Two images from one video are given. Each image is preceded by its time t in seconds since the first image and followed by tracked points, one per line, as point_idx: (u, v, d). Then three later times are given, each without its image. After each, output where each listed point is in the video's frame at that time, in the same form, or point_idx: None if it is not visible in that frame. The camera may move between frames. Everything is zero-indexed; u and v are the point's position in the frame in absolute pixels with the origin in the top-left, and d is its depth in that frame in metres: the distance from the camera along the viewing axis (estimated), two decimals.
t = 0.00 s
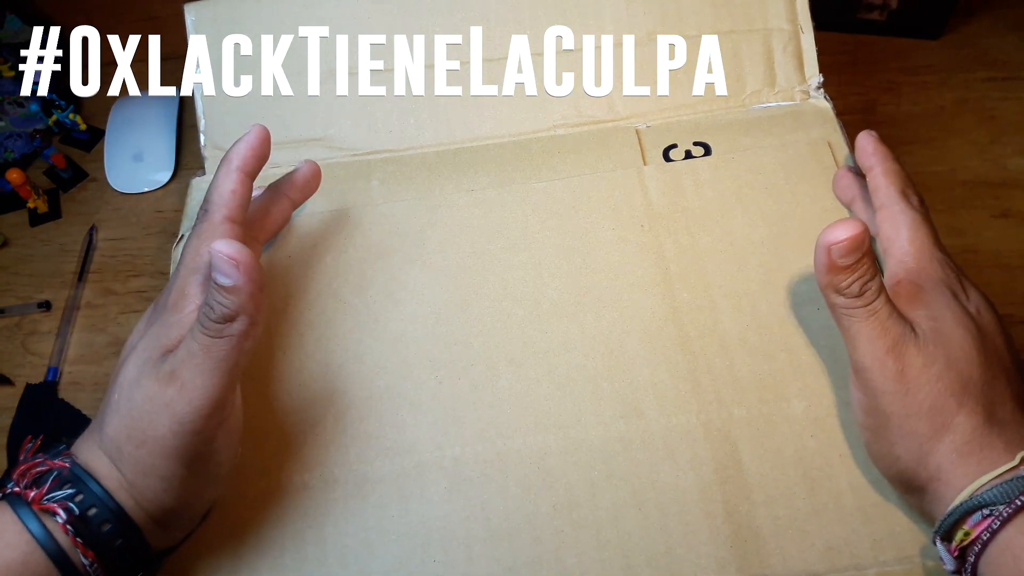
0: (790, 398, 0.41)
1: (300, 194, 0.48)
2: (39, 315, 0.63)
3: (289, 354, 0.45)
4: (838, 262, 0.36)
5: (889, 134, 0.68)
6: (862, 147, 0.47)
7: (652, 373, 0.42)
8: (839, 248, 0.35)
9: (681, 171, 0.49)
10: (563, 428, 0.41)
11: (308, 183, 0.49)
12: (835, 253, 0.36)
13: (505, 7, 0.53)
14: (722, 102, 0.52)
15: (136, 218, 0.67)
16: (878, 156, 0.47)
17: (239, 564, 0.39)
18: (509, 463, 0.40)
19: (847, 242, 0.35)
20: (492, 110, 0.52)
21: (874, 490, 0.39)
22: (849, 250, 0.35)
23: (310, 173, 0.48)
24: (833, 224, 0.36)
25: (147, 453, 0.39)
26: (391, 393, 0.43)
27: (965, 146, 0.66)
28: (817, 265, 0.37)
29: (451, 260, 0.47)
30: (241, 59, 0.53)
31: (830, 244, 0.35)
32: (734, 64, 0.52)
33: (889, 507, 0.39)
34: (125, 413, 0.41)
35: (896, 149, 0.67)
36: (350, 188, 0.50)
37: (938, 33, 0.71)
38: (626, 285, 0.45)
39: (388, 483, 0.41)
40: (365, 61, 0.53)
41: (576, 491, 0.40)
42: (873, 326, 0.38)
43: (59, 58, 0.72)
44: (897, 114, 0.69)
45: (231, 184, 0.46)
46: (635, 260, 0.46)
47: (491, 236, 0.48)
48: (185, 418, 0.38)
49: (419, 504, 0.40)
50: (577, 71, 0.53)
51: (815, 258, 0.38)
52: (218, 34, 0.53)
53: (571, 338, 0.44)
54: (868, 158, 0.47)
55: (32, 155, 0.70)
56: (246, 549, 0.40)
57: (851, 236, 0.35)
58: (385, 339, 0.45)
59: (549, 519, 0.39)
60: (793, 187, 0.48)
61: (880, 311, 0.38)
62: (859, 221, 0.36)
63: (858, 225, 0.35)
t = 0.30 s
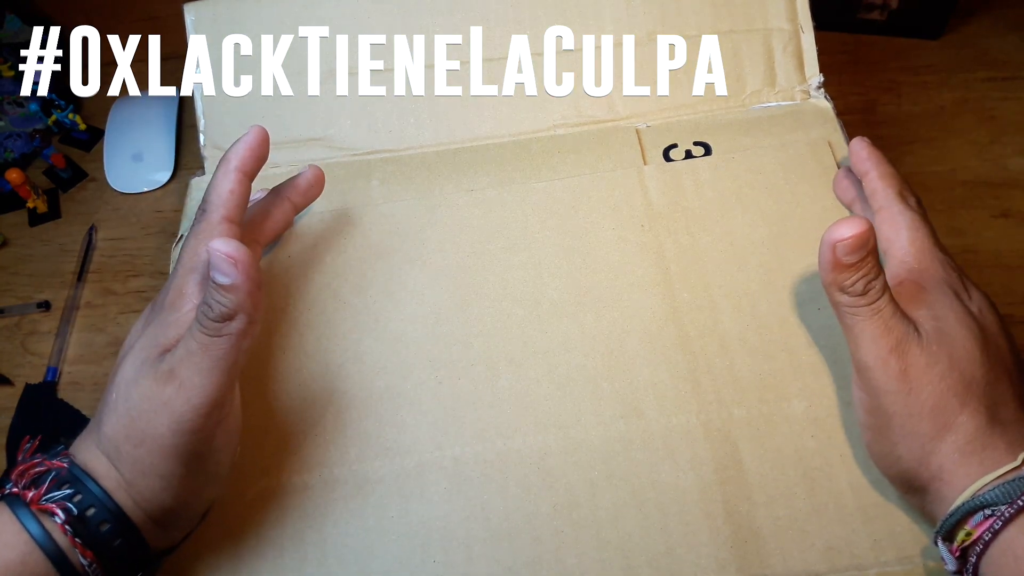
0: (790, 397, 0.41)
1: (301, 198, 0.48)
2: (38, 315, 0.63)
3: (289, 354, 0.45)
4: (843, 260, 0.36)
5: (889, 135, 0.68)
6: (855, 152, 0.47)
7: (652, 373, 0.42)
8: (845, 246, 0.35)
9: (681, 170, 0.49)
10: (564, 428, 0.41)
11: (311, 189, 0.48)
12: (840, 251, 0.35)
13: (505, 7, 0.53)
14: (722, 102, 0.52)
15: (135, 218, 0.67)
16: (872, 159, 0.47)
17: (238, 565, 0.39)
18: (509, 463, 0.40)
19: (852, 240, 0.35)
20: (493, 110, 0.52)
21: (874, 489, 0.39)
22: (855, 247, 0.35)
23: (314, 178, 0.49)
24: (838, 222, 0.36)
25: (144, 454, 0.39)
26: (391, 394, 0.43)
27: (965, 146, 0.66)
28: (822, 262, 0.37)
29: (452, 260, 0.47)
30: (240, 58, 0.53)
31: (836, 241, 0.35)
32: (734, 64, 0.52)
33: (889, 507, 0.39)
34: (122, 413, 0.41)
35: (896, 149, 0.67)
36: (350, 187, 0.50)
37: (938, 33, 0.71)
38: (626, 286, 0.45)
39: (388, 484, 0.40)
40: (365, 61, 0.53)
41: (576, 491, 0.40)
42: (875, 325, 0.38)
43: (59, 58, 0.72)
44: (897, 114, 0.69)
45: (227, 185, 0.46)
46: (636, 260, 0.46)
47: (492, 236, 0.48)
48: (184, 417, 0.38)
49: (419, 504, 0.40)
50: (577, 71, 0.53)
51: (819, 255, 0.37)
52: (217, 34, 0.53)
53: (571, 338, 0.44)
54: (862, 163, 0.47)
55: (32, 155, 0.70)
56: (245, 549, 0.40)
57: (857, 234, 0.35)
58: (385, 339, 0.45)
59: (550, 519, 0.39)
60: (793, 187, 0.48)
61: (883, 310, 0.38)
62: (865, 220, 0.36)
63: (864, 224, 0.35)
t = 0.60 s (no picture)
0: (790, 397, 0.41)
1: (301, 199, 0.48)
2: (38, 315, 0.63)
3: (289, 354, 0.45)
4: (861, 260, 0.35)
5: (889, 135, 0.68)
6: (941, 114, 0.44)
7: (652, 373, 0.42)
8: (864, 247, 0.34)
9: (681, 170, 0.49)
10: (563, 428, 0.41)
11: (310, 188, 0.48)
12: (859, 252, 0.35)
13: (505, 7, 0.53)
14: (722, 102, 0.52)
15: (135, 218, 0.67)
16: (952, 130, 0.44)
17: (238, 565, 0.39)
18: (509, 463, 0.40)
19: (872, 241, 0.34)
20: (493, 110, 0.52)
21: (874, 489, 0.39)
22: (874, 249, 0.34)
23: (313, 179, 0.48)
24: (858, 223, 0.35)
25: (144, 454, 0.39)
26: (390, 394, 0.43)
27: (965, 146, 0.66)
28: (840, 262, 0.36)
29: (452, 260, 0.47)
30: (240, 58, 0.53)
31: (855, 242, 0.35)
32: (734, 64, 0.52)
33: (889, 508, 0.39)
34: (121, 413, 0.41)
35: (896, 149, 0.67)
36: (350, 188, 0.50)
37: (938, 33, 0.71)
38: (626, 286, 0.45)
39: (388, 484, 0.40)
40: (366, 61, 0.53)
41: (576, 491, 0.40)
42: (891, 328, 0.38)
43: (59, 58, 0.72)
44: (897, 114, 0.69)
45: (226, 185, 0.46)
46: (636, 260, 0.46)
47: (492, 236, 0.48)
48: (183, 417, 0.38)
49: (419, 504, 0.40)
50: (577, 71, 0.53)
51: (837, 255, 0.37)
52: (217, 35, 0.53)
53: (571, 338, 0.44)
54: (941, 130, 0.44)
55: (31, 155, 0.70)
56: (245, 548, 0.40)
57: (878, 235, 0.34)
58: (385, 339, 0.45)
59: (550, 519, 0.39)
60: (793, 187, 0.48)
61: (898, 314, 0.37)
62: (885, 219, 0.35)
63: (885, 224, 0.35)
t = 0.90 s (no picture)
0: (790, 397, 0.41)
1: (301, 199, 0.48)
2: (38, 315, 0.63)
3: (290, 353, 0.45)
4: (861, 258, 0.35)
5: (889, 134, 0.68)
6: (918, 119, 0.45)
7: (653, 372, 0.42)
8: (864, 244, 0.35)
9: (682, 170, 0.49)
10: (564, 428, 0.41)
11: (310, 189, 0.48)
12: (859, 249, 0.35)
13: (505, 7, 0.53)
14: (722, 102, 0.52)
15: (135, 218, 0.67)
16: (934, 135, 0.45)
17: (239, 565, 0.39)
18: (510, 463, 0.40)
19: (872, 238, 0.34)
20: (493, 110, 0.52)
21: (874, 489, 0.39)
22: (873, 246, 0.34)
23: (314, 180, 0.48)
24: (857, 221, 0.35)
25: (146, 453, 0.39)
26: (390, 394, 0.43)
27: (965, 146, 0.66)
28: (840, 260, 0.37)
29: (453, 260, 0.47)
30: (241, 58, 0.53)
31: (856, 239, 0.35)
32: (734, 64, 0.52)
33: (889, 508, 0.39)
34: (123, 412, 0.40)
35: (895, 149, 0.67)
36: (350, 187, 0.50)
37: (938, 33, 0.71)
38: (627, 286, 0.45)
39: (388, 484, 0.40)
40: (366, 62, 0.53)
41: (576, 491, 0.40)
42: (891, 326, 0.38)
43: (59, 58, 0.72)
44: (897, 114, 0.69)
45: (226, 185, 0.46)
46: (636, 260, 0.46)
47: (492, 236, 0.48)
48: (185, 417, 0.38)
49: (420, 504, 0.40)
50: (577, 71, 0.53)
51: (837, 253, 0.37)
52: (218, 35, 0.53)
53: (572, 338, 0.44)
54: (923, 134, 0.45)
55: (31, 155, 0.70)
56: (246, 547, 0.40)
57: (877, 232, 0.34)
58: (385, 339, 0.45)
59: (550, 519, 0.39)
60: (793, 187, 0.48)
61: (898, 312, 0.38)
62: (883, 217, 0.35)
63: (884, 221, 0.35)
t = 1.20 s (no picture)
0: (790, 397, 0.41)
1: (298, 197, 0.48)
2: (38, 315, 0.63)
3: (289, 353, 0.45)
4: (872, 254, 0.37)
5: (889, 134, 0.68)
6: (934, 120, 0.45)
7: (653, 372, 0.42)
8: (875, 239, 0.36)
9: (681, 170, 0.49)
10: (563, 428, 0.41)
11: (307, 187, 0.48)
12: (871, 244, 0.36)
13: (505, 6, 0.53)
14: (722, 102, 0.52)
15: (135, 218, 0.67)
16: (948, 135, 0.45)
17: (239, 565, 0.39)
18: (509, 463, 0.40)
19: (882, 234, 0.36)
20: (493, 110, 0.52)
21: (874, 489, 0.39)
22: (884, 241, 0.36)
23: (310, 179, 0.48)
24: (870, 218, 0.37)
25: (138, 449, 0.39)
26: (390, 394, 0.43)
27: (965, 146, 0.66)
28: (851, 255, 0.38)
29: (453, 259, 0.47)
30: (241, 58, 0.53)
31: (866, 234, 0.36)
32: (734, 64, 0.52)
33: (889, 508, 0.38)
34: (112, 411, 0.40)
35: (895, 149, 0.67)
36: (350, 187, 0.50)
37: (938, 32, 0.71)
38: (627, 286, 0.45)
39: (388, 484, 0.40)
40: (367, 62, 0.53)
41: (576, 491, 0.40)
42: (899, 322, 0.39)
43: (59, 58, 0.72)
44: (897, 114, 0.69)
45: (220, 182, 0.46)
46: (636, 260, 0.46)
47: (491, 236, 0.48)
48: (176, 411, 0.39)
49: (419, 503, 0.40)
50: (578, 71, 0.53)
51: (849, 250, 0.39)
52: (218, 35, 0.53)
53: (572, 339, 0.44)
54: (938, 133, 0.45)
55: (31, 155, 0.70)
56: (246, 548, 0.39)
57: (887, 228, 0.36)
58: (384, 338, 0.45)
59: (550, 519, 0.39)
60: (793, 187, 0.48)
61: (906, 310, 0.39)
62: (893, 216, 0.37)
63: (894, 218, 0.36)
